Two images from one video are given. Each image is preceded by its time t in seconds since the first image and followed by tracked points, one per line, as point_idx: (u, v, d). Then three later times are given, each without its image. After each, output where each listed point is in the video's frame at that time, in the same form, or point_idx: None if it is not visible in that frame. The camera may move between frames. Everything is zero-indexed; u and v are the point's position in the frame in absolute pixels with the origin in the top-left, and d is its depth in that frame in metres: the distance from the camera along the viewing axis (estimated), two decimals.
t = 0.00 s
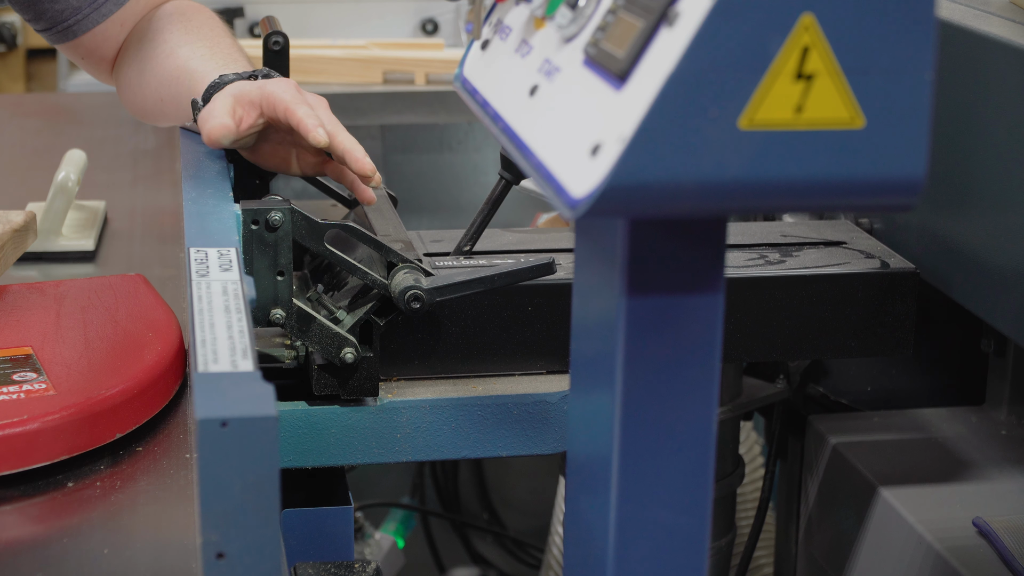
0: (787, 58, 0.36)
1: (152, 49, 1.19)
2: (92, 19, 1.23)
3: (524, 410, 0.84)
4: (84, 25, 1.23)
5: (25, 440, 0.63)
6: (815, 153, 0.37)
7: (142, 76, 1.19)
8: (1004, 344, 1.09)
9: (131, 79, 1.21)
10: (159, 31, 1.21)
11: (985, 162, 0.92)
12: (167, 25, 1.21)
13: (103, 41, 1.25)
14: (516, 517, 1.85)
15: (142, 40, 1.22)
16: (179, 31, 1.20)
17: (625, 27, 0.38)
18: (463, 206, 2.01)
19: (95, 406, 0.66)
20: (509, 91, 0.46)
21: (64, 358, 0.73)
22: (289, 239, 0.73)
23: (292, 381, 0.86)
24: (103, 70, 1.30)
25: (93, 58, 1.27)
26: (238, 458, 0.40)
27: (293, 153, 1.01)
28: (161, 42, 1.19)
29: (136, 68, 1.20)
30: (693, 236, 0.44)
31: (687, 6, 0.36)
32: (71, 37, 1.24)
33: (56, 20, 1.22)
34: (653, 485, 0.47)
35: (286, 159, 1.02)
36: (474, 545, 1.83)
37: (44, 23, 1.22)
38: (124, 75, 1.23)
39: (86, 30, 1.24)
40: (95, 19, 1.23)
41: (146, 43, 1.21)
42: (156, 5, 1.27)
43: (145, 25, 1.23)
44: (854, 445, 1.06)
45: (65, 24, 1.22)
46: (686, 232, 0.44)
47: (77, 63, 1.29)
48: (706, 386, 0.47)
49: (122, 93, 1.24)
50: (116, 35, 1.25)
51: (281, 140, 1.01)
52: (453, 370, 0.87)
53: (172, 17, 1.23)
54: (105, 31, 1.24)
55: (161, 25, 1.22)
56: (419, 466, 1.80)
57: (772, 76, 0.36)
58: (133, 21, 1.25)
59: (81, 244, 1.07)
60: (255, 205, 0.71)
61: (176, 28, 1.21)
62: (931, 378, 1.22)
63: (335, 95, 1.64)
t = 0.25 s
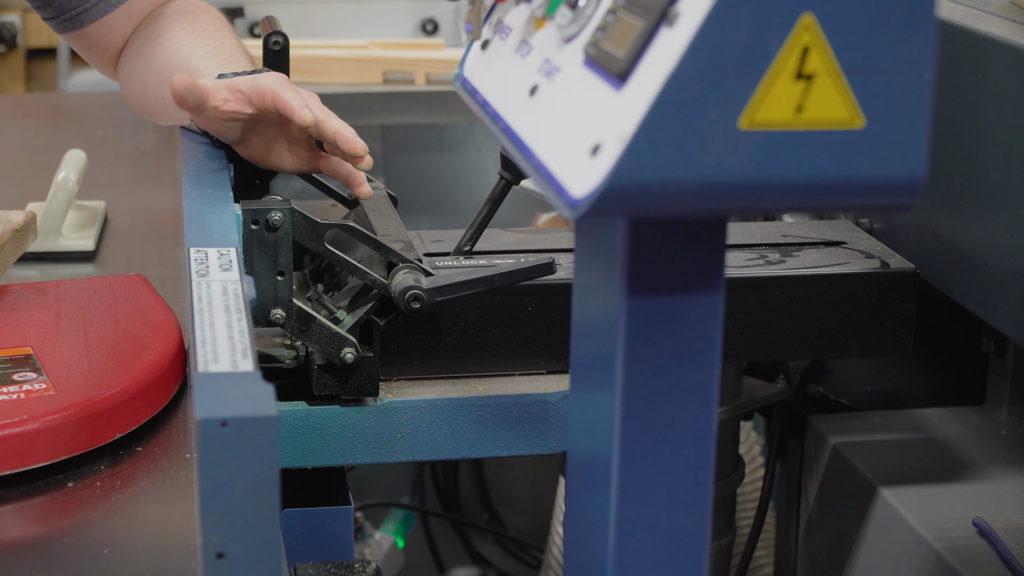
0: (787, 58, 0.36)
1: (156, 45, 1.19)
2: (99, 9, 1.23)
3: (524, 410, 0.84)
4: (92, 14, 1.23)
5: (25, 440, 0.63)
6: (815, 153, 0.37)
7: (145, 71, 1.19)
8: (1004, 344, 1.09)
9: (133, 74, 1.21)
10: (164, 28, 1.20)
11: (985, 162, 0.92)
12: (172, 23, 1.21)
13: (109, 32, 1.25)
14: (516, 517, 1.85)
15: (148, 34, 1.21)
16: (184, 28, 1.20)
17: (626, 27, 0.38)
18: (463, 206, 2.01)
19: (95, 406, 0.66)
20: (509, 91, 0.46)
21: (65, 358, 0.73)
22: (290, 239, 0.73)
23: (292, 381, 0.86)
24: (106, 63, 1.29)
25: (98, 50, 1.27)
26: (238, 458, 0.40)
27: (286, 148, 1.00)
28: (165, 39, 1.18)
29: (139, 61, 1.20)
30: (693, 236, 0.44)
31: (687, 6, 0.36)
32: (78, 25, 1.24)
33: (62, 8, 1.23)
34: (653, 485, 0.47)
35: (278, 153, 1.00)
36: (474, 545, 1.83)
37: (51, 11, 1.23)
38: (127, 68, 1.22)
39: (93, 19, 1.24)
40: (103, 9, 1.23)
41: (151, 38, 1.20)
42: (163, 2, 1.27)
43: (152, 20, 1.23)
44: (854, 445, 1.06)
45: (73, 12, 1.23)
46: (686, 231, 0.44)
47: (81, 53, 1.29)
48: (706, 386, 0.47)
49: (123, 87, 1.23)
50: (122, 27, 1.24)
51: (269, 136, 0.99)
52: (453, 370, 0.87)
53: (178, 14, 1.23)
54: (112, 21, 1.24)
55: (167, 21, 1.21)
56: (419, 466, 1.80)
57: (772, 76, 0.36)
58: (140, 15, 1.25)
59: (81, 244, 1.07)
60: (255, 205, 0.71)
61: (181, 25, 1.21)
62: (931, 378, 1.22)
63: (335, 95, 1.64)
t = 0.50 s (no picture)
0: (787, 59, 0.36)
1: (156, 45, 1.19)
2: (99, 6, 1.23)
3: (524, 410, 0.84)
4: (92, 11, 1.23)
5: (25, 440, 0.63)
6: (814, 153, 0.37)
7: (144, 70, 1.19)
8: (1004, 344, 1.08)
9: (133, 73, 1.21)
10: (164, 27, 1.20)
11: (985, 163, 0.92)
12: (172, 23, 1.21)
13: (109, 29, 1.25)
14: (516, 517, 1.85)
15: (148, 33, 1.21)
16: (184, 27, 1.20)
17: (625, 28, 0.38)
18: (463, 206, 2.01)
19: (95, 406, 0.66)
20: (509, 91, 0.46)
21: (65, 358, 0.73)
22: (290, 239, 0.73)
23: (292, 381, 0.86)
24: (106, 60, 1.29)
25: (98, 47, 1.27)
26: (238, 458, 0.40)
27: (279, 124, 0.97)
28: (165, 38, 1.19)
29: (139, 60, 1.20)
30: (693, 236, 0.44)
31: (687, 6, 0.36)
32: (78, 22, 1.24)
33: (62, 5, 1.23)
34: (652, 485, 0.47)
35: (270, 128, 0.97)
36: (474, 545, 1.83)
37: (52, 8, 1.23)
38: (127, 67, 1.22)
39: (94, 16, 1.24)
40: (103, 5, 1.23)
41: (151, 38, 1.20)
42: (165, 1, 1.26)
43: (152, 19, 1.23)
44: (854, 445, 1.06)
45: (73, 9, 1.22)
46: (687, 231, 0.44)
47: (81, 51, 1.29)
48: (706, 386, 0.47)
49: (123, 85, 1.24)
50: (122, 25, 1.24)
51: (269, 116, 0.97)
52: (453, 370, 0.87)
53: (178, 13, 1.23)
54: (113, 18, 1.24)
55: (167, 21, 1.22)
56: (419, 466, 1.80)
57: (772, 76, 0.36)
58: (140, 13, 1.25)
59: (81, 244, 1.07)
60: (255, 205, 0.72)
61: (181, 25, 1.20)
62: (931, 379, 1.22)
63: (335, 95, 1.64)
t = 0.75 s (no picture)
0: (787, 59, 0.36)
1: (157, 43, 1.18)
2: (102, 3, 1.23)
3: (524, 410, 0.84)
4: (95, 7, 1.24)
5: (25, 440, 0.63)
6: (815, 153, 0.37)
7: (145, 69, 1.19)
8: (1004, 344, 1.08)
9: (134, 72, 1.21)
10: (166, 26, 1.20)
11: (985, 162, 0.92)
12: (172, 22, 1.20)
13: (111, 25, 1.24)
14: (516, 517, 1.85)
15: (149, 31, 1.21)
16: (185, 26, 1.20)
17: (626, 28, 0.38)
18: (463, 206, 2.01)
19: (95, 406, 0.66)
20: (509, 91, 0.46)
21: (65, 358, 0.73)
22: (290, 239, 0.73)
23: (292, 381, 0.86)
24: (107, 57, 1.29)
25: (99, 44, 1.27)
26: (238, 458, 0.40)
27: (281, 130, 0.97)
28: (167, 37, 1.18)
29: (140, 58, 1.20)
30: (693, 236, 0.44)
31: (687, 6, 0.36)
32: (81, 17, 1.24)
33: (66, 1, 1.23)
34: (652, 485, 0.47)
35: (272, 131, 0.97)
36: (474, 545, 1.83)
37: (55, 3, 1.24)
38: (128, 65, 1.22)
39: (96, 12, 1.24)
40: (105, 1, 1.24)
41: (152, 36, 1.20)
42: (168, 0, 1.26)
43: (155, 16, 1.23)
44: (854, 445, 1.06)
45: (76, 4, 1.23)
46: (686, 231, 0.44)
47: (83, 46, 1.29)
48: (706, 386, 0.47)
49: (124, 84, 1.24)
50: (124, 21, 1.24)
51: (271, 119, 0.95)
52: (453, 370, 0.87)
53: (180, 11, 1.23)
54: (116, 14, 1.23)
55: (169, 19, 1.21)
56: (419, 466, 1.80)
57: (772, 76, 0.36)
58: (143, 10, 1.24)
59: (81, 244, 1.07)
60: (255, 205, 0.72)
61: (182, 24, 1.20)
62: (931, 378, 1.22)
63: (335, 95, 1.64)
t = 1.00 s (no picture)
0: (787, 59, 0.36)
1: (157, 43, 1.18)
2: None
3: (524, 410, 0.84)
4: (93, 4, 1.23)
5: (25, 440, 0.63)
6: (815, 153, 0.37)
7: (145, 69, 1.19)
8: (1004, 344, 1.08)
9: (135, 71, 1.21)
10: (166, 25, 1.20)
11: (985, 162, 0.92)
12: (172, 20, 1.21)
13: (110, 22, 1.24)
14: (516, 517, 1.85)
15: (149, 30, 1.21)
16: (185, 26, 1.20)
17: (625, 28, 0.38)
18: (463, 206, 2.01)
19: (95, 406, 0.66)
20: (509, 91, 0.46)
21: (65, 358, 0.73)
22: (290, 239, 0.73)
23: (292, 381, 0.86)
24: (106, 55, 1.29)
25: (98, 41, 1.26)
26: (238, 458, 0.40)
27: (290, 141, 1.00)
28: (166, 37, 1.18)
29: (140, 58, 1.20)
30: (693, 236, 0.44)
31: (687, 6, 0.36)
32: (81, 14, 1.24)
33: None
34: (652, 486, 0.47)
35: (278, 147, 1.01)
36: (474, 545, 1.83)
37: None
38: (129, 63, 1.22)
39: (96, 8, 1.23)
40: None
41: (153, 34, 1.20)
42: None
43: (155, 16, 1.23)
44: (854, 445, 1.06)
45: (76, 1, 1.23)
46: (686, 231, 0.44)
47: (82, 44, 1.29)
48: (706, 386, 0.47)
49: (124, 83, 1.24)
50: (123, 19, 1.24)
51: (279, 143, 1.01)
52: (453, 370, 0.87)
53: (180, 11, 1.23)
54: (115, 12, 1.23)
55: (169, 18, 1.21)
56: (419, 466, 1.80)
57: (772, 76, 0.36)
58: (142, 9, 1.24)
59: (81, 244, 1.07)
60: (255, 205, 0.72)
61: (180, 24, 1.20)
62: (931, 378, 1.22)
63: (335, 95, 1.64)
